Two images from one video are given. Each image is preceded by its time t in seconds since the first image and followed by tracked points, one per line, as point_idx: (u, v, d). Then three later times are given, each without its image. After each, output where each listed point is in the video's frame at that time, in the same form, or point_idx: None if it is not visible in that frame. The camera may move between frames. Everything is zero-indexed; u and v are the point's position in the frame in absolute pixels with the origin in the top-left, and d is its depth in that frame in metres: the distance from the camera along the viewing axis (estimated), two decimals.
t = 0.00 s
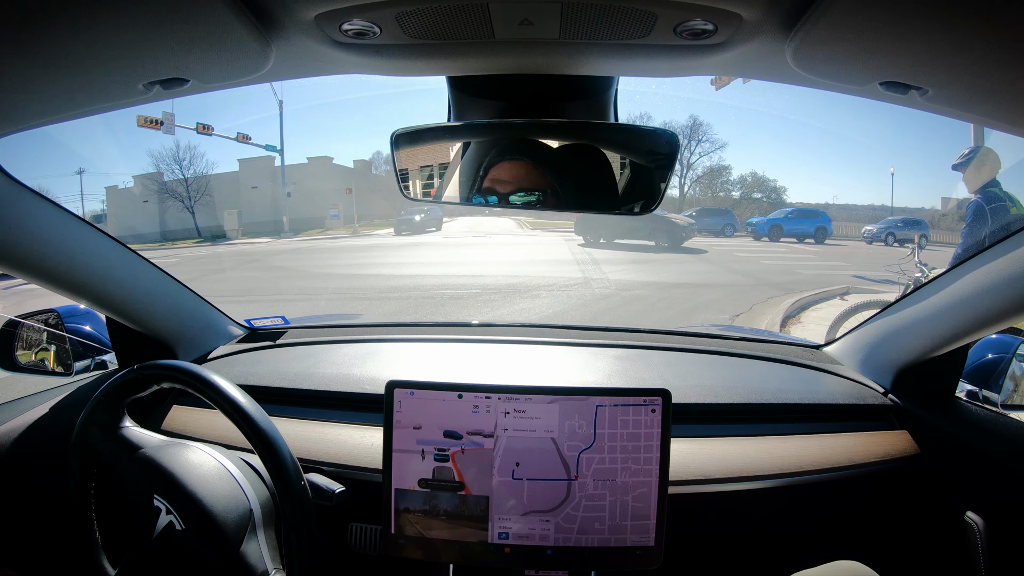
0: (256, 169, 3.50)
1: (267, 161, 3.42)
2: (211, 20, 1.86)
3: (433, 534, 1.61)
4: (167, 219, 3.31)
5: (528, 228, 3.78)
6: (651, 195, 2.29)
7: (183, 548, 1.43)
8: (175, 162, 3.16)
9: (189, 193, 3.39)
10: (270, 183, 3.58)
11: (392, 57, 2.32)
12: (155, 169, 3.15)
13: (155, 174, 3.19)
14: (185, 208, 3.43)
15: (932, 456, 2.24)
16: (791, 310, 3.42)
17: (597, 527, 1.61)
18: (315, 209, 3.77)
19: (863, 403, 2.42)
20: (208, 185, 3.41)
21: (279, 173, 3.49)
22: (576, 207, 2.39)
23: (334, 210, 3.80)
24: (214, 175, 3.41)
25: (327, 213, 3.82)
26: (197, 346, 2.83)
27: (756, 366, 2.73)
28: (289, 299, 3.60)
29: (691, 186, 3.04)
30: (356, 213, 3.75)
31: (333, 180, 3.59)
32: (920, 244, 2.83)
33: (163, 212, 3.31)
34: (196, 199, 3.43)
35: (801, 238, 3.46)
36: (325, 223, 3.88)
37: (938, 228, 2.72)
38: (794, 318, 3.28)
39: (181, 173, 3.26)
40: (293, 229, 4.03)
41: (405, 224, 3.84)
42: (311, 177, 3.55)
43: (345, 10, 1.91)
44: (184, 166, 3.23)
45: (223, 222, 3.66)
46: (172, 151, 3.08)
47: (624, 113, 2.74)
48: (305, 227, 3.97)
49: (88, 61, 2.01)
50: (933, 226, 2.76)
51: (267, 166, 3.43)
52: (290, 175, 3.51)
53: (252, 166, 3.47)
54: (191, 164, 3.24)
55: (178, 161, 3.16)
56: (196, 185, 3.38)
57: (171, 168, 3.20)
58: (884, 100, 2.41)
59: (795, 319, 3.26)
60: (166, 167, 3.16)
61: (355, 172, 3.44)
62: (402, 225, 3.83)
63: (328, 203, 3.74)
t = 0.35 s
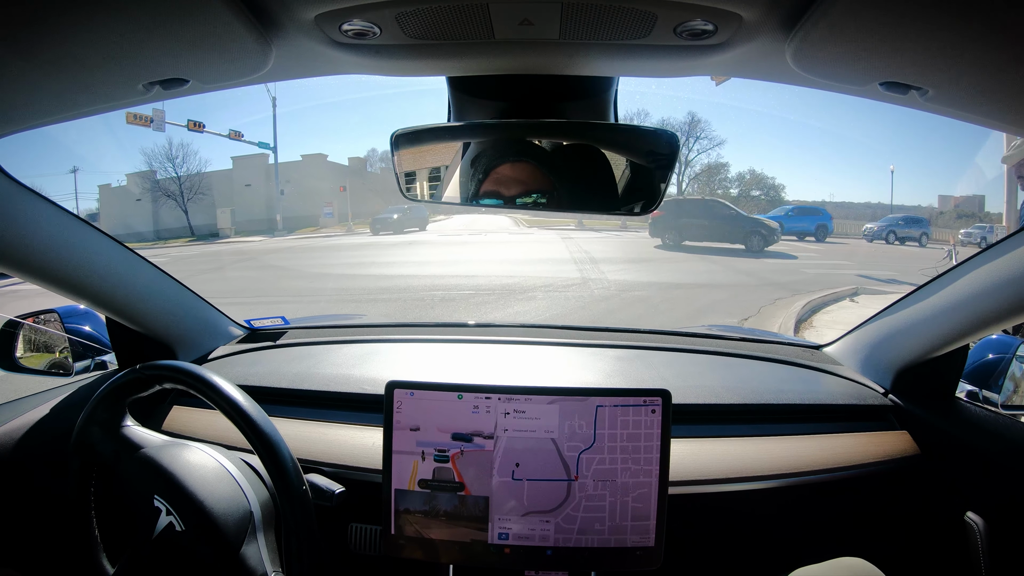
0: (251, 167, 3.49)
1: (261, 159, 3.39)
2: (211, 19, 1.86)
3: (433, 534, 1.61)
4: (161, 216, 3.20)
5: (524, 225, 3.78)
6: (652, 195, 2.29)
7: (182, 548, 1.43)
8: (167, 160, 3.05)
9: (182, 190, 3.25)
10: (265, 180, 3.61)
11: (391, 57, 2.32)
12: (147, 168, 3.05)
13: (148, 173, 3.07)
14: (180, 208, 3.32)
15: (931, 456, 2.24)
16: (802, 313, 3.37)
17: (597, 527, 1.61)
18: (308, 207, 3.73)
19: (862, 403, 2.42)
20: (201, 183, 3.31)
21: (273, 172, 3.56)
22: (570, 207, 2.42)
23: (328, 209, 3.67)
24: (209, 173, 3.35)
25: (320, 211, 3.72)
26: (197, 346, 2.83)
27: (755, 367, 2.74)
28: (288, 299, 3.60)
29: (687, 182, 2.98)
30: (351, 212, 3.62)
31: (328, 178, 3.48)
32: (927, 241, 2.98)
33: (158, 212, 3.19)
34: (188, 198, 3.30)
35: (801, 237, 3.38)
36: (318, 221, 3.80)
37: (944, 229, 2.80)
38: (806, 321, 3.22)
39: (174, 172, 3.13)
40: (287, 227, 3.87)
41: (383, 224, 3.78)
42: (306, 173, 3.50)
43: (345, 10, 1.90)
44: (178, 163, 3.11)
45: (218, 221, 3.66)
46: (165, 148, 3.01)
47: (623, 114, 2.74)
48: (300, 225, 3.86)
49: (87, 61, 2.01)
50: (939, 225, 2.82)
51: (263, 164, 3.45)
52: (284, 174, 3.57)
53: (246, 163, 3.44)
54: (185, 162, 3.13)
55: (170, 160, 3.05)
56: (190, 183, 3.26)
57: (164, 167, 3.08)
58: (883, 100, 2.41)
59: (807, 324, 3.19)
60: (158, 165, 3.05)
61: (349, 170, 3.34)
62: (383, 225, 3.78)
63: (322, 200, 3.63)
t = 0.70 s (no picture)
0: (246, 164, 3.43)
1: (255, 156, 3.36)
2: (212, 20, 1.86)
3: (433, 535, 1.61)
4: (155, 215, 3.12)
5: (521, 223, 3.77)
6: (651, 196, 2.29)
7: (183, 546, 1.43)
8: (161, 157, 3.04)
9: (177, 189, 3.21)
10: (261, 179, 3.56)
11: (392, 57, 2.32)
12: (141, 165, 3.03)
13: (143, 170, 3.06)
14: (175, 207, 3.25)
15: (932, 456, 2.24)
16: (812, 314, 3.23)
17: (598, 528, 1.61)
18: (304, 205, 3.78)
19: (863, 403, 2.42)
20: (195, 181, 3.25)
21: (267, 170, 3.48)
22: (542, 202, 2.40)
23: (323, 207, 3.79)
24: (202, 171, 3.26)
25: (315, 209, 3.81)
26: (198, 346, 2.83)
27: (756, 367, 2.74)
28: (288, 298, 3.60)
29: (686, 181, 3.02)
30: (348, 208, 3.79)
31: (322, 177, 3.51)
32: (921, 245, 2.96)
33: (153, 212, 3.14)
34: (184, 196, 3.26)
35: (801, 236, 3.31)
36: (314, 219, 3.88)
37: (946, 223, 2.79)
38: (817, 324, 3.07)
39: (168, 170, 3.12)
40: (281, 225, 3.89)
41: (353, 223, 3.98)
42: (301, 171, 3.45)
43: (345, 10, 1.90)
44: (172, 161, 3.11)
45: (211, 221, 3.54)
46: (159, 145, 3.00)
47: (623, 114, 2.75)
48: (295, 223, 3.91)
49: (87, 62, 2.00)
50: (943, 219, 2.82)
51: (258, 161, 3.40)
52: (278, 173, 3.51)
53: (241, 160, 3.39)
54: (179, 160, 3.12)
55: (165, 158, 3.05)
56: (183, 182, 3.22)
57: (159, 164, 3.07)
58: (883, 100, 2.41)
59: (819, 326, 3.04)
60: (153, 162, 3.03)
61: (344, 169, 3.35)
62: (351, 224, 3.96)
63: (317, 199, 3.73)
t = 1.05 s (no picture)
0: (245, 165, 3.44)
1: (254, 156, 3.36)
2: (212, 20, 1.86)
3: (433, 534, 1.61)
4: (153, 215, 3.09)
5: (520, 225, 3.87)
6: (651, 195, 2.30)
7: (185, 542, 1.46)
8: (160, 158, 3.08)
9: (174, 189, 3.27)
10: (258, 179, 3.50)
11: (392, 57, 2.32)
12: (139, 165, 3.05)
13: (140, 171, 3.09)
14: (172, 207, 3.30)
15: (932, 456, 2.24)
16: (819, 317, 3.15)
17: (598, 527, 1.61)
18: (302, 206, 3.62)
19: (862, 403, 2.42)
20: (194, 181, 3.32)
21: (265, 171, 3.44)
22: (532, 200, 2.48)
23: (322, 208, 3.64)
24: (201, 171, 3.32)
25: (314, 210, 3.65)
26: (198, 345, 2.84)
27: (756, 367, 2.74)
28: (288, 298, 3.60)
29: (686, 181, 3.01)
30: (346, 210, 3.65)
31: (322, 177, 3.47)
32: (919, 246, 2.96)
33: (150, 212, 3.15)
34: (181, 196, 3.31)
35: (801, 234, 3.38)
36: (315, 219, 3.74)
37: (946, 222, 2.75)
38: (822, 328, 2.98)
39: (166, 171, 3.16)
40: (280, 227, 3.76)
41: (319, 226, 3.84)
42: (299, 172, 3.40)
43: (345, 10, 1.91)
44: (170, 162, 3.15)
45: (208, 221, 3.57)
46: (156, 146, 3.03)
47: (623, 114, 2.75)
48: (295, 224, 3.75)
49: (88, 62, 2.01)
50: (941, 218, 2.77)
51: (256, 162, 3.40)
52: (276, 173, 3.43)
53: (241, 160, 3.40)
54: (177, 161, 3.16)
55: (163, 158, 3.08)
56: (181, 182, 3.29)
57: (156, 165, 3.11)
58: (884, 100, 2.41)
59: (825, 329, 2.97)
60: (150, 163, 3.07)
61: (342, 169, 3.38)
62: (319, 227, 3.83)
63: (315, 200, 3.59)
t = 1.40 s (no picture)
0: (244, 165, 3.46)
1: (253, 156, 3.37)
2: (212, 20, 1.86)
3: (433, 534, 1.61)
4: (153, 215, 3.12)
5: (520, 225, 3.78)
6: (651, 195, 2.30)
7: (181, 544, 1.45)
8: (159, 159, 3.11)
9: (174, 189, 3.32)
10: (258, 180, 3.50)
11: (392, 57, 2.32)
12: (138, 166, 3.08)
13: (140, 171, 3.13)
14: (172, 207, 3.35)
15: (932, 456, 2.24)
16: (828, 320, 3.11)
17: (598, 527, 1.61)
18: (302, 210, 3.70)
19: (862, 403, 2.43)
20: (194, 182, 3.37)
21: (265, 172, 3.46)
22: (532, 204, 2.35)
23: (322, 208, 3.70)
24: (201, 171, 3.36)
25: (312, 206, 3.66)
26: (197, 346, 2.83)
27: (756, 367, 2.74)
28: (288, 299, 3.60)
29: (687, 182, 3.07)
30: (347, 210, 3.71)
31: (321, 177, 3.47)
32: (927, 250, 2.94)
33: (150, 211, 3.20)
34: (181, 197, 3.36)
35: (806, 238, 3.39)
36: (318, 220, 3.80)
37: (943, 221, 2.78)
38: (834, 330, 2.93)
39: (166, 171, 3.21)
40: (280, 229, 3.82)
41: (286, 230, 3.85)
42: (299, 172, 3.43)
43: (345, 10, 1.91)
44: (169, 163, 3.18)
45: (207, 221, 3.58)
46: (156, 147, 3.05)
47: (624, 114, 2.75)
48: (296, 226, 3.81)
49: (88, 61, 2.01)
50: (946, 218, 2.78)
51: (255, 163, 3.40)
52: (276, 173, 3.46)
53: (240, 160, 3.41)
54: (176, 161, 3.20)
55: (162, 158, 3.11)
56: (181, 182, 3.34)
57: (156, 165, 3.14)
58: (884, 100, 2.41)
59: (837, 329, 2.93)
60: (150, 163, 3.10)
61: (343, 170, 3.38)
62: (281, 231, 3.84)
63: (315, 201, 3.64)
